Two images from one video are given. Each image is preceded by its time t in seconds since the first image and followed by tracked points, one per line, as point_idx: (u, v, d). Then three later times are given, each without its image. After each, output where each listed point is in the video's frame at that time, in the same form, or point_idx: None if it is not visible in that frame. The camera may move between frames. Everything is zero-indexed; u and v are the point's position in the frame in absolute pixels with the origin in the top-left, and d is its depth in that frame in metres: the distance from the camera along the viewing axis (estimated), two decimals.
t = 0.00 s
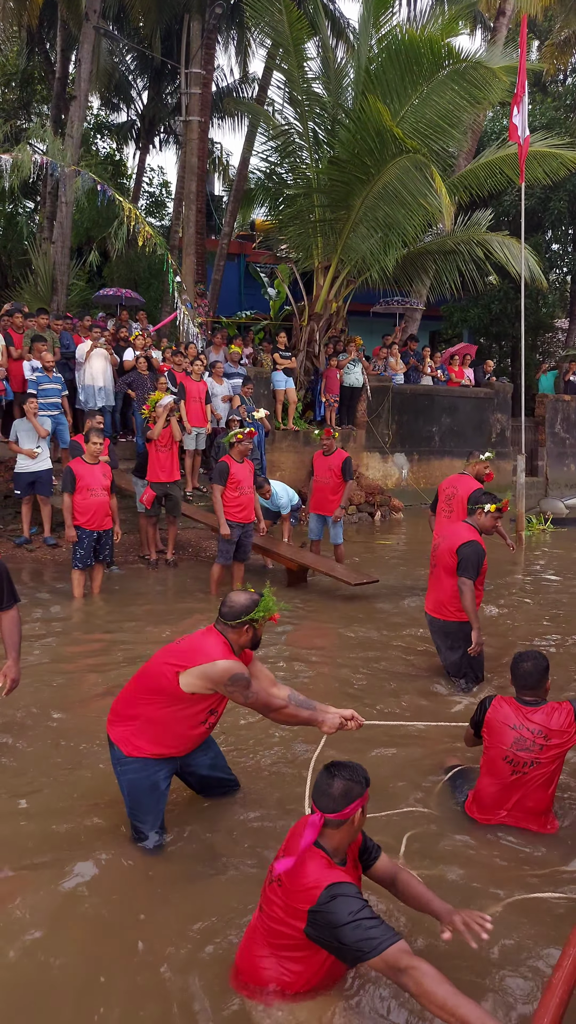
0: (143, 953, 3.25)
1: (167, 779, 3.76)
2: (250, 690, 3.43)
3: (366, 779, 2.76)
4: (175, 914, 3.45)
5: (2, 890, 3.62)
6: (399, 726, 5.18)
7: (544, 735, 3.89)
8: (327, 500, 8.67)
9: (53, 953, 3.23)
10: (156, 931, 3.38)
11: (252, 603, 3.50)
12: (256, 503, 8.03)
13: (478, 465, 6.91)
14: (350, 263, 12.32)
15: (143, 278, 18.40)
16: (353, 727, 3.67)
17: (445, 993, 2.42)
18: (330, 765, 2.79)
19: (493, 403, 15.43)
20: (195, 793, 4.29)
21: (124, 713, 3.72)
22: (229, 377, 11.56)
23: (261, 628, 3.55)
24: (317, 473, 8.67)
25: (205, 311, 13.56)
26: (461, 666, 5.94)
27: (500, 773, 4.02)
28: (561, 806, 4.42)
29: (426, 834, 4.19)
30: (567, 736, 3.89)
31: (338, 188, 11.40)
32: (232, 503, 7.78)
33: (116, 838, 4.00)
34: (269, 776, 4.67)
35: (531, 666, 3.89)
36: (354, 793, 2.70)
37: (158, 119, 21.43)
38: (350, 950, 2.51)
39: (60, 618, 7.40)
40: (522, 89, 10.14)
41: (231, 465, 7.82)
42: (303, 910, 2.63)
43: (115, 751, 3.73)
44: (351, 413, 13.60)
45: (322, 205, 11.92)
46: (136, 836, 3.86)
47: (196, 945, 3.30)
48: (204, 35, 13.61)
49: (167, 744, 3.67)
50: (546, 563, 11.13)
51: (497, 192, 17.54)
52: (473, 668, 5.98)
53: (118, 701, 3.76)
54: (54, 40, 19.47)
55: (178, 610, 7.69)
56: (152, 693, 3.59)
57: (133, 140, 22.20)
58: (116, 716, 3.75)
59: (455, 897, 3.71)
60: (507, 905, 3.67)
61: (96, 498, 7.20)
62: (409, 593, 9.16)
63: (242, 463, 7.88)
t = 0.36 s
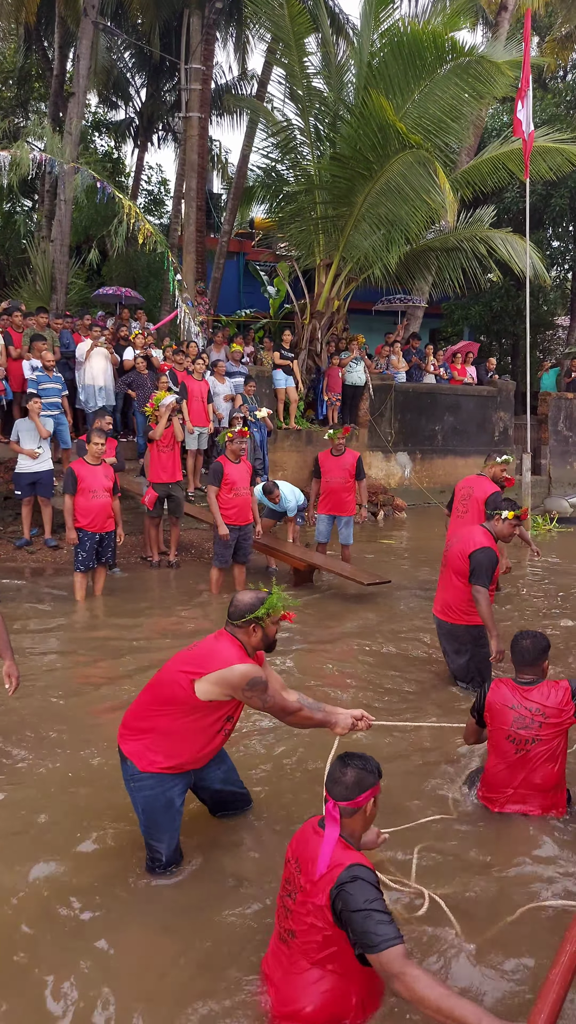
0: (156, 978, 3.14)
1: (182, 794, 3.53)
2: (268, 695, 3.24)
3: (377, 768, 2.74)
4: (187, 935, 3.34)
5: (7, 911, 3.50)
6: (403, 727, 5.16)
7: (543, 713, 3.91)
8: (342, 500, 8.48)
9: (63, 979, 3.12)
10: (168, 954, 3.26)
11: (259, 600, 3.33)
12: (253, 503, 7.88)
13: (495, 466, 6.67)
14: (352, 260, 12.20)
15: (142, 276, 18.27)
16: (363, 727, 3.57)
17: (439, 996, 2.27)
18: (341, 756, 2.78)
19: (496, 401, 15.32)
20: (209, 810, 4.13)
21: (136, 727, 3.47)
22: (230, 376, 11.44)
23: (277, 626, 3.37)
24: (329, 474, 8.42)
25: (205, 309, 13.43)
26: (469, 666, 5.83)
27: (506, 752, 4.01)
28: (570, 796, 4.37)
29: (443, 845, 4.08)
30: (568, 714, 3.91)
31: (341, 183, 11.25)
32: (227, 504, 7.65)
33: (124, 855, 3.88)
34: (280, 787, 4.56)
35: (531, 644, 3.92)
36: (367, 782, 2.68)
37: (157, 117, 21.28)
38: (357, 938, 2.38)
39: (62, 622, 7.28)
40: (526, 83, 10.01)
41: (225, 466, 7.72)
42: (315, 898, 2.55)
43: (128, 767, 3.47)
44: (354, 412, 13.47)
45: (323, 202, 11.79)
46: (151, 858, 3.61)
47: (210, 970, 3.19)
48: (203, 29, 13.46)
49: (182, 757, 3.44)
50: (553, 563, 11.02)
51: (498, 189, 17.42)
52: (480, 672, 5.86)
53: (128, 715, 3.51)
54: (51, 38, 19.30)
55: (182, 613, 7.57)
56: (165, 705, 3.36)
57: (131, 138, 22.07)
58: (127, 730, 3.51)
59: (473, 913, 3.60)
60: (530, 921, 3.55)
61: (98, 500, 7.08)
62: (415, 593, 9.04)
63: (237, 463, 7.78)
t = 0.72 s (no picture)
0: (162, 1003, 3.02)
1: (193, 812, 3.37)
2: (287, 706, 3.12)
3: (413, 802, 2.61)
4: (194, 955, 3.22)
5: (8, 929, 3.38)
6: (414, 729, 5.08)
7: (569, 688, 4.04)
8: (349, 502, 8.38)
9: (64, 1005, 3.00)
10: (174, 976, 3.15)
11: (272, 606, 3.23)
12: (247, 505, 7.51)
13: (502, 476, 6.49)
14: (355, 260, 12.08)
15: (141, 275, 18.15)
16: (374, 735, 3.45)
17: None
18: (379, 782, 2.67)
19: (498, 403, 15.23)
20: (217, 825, 3.99)
21: (147, 740, 3.31)
22: (231, 377, 11.34)
23: (289, 635, 3.22)
24: (337, 475, 8.33)
25: (205, 308, 13.30)
26: (480, 678, 5.69)
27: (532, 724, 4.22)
28: None
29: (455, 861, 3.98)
30: None
31: (343, 182, 11.12)
32: (218, 508, 7.32)
33: (128, 869, 3.77)
34: (286, 797, 4.45)
35: None
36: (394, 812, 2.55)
37: (157, 115, 21.13)
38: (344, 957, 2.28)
39: (62, 625, 7.16)
40: (533, 82, 9.88)
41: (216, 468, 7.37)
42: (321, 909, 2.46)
43: (138, 783, 3.30)
44: (355, 412, 13.36)
45: (326, 201, 11.66)
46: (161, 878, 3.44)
47: (217, 994, 3.07)
48: (205, 26, 13.33)
49: (196, 772, 3.28)
50: (555, 565, 10.92)
51: (500, 190, 17.33)
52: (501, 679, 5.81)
53: (140, 728, 3.34)
54: (51, 35, 19.16)
55: (183, 616, 7.46)
56: (180, 717, 3.21)
57: (131, 136, 21.93)
58: (137, 745, 3.35)
59: (488, 932, 3.51)
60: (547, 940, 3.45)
61: (99, 502, 6.96)
62: (418, 595, 8.93)
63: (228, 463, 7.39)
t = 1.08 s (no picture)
0: None
1: (207, 832, 3.23)
2: (305, 718, 3.01)
3: (430, 794, 2.48)
4: (206, 981, 3.08)
5: (14, 952, 3.24)
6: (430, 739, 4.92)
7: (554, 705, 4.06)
8: (350, 503, 8.24)
9: None
10: (188, 999, 3.02)
11: (289, 613, 3.13)
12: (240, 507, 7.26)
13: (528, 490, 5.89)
14: (351, 258, 11.95)
15: (134, 275, 17.99)
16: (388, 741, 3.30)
17: None
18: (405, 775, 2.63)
19: (495, 402, 15.14)
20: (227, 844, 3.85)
21: (159, 757, 3.16)
22: (228, 376, 11.18)
23: (299, 649, 3.08)
24: (336, 475, 8.17)
25: (200, 307, 13.14)
26: (498, 694, 5.50)
27: (551, 782, 4.21)
28: None
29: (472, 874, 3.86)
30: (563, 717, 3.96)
31: (340, 179, 10.98)
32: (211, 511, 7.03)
33: (132, 891, 3.62)
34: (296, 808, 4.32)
35: None
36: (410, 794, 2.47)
37: (148, 114, 20.94)
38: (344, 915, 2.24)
39: (60, 630, 7.02)
40: (531, 78, 9.76)
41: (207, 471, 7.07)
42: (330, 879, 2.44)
43: (150, 802, 3.15)
44: (352, 412, 13.25)
45: (321, 199, 11.53)
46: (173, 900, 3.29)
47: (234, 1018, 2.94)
48: (198, 22, 13.16)
49: (210, 792, 3.14)
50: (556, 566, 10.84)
51: (494, 187, 17.21)
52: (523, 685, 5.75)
53: (150, 744, 3.20)
54: (41, 33, 18.96)
55: (183, 622, 7.32)
56: (193, 731, 3.07)
57: (122, 135, 21.76)
58: (148, 765, 3.20)
59: (509, 952, 3.40)
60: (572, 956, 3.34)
61: (96, 504, 6.82)
62: (421, 597, 8.82)
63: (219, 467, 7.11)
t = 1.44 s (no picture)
0: None
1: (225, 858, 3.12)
2: (332, 740, 2.90)
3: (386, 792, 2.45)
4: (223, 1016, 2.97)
5: (23, 986, 3.12)
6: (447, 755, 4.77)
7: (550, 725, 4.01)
8: (351, 508, 8.04)
9: None
10: None
11: (313, 630, 3.03)
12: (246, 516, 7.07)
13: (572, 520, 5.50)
14: (352, 263, 11.87)
15: (132, 281, 17.91)
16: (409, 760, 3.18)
17: None
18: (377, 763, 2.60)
19: (496, 407, 15.05)
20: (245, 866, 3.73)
21: (177, 779, 3.03)
22: (229, 382, 11.10)
23: (326, 667, 2.98)
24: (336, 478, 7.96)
25: (199, 313, 13.03)
26: (526, 713, 5.34)
27: (547, 801, 4.21)
28: None
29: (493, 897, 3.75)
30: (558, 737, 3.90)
31: (342, 182, 10.90)
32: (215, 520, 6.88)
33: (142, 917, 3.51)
34: (309, 828, 4.20)
35: None
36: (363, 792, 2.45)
37: (145, 120, 20.88)
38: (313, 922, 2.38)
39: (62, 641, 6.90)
40: (533, 80, 9.69)
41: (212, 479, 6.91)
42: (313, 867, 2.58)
43: (167, 826, 3.04)
44: (353, 418, 13.16)
45: (322, 203, 11.46)
46: (188, 926, 3.20)
47: None
48: (197, 26, 13.10)
49: (231, 817, 3.02)
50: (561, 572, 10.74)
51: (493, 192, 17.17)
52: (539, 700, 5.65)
53: (168, 765, 3.07)
54: (38, 40, 18.92)
55: (186, 631, 7.20)
56: (214, 753, 2.94)
57: (119, 142, 21.71)
58: (165, 788, 3.08)
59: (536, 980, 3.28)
60: None
61: (97, 513, 6.68)
62: (426, 604, 8.70)
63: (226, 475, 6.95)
